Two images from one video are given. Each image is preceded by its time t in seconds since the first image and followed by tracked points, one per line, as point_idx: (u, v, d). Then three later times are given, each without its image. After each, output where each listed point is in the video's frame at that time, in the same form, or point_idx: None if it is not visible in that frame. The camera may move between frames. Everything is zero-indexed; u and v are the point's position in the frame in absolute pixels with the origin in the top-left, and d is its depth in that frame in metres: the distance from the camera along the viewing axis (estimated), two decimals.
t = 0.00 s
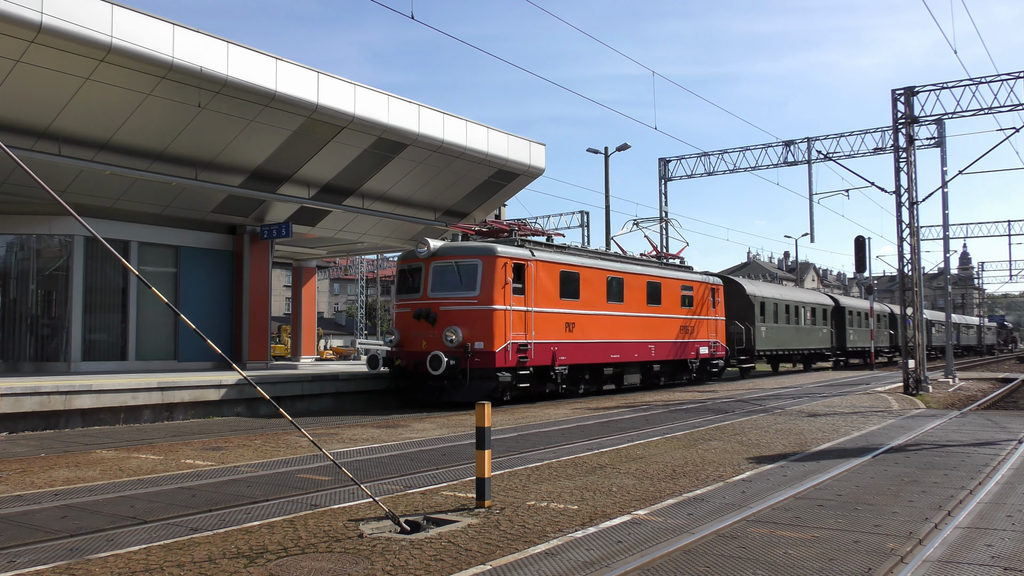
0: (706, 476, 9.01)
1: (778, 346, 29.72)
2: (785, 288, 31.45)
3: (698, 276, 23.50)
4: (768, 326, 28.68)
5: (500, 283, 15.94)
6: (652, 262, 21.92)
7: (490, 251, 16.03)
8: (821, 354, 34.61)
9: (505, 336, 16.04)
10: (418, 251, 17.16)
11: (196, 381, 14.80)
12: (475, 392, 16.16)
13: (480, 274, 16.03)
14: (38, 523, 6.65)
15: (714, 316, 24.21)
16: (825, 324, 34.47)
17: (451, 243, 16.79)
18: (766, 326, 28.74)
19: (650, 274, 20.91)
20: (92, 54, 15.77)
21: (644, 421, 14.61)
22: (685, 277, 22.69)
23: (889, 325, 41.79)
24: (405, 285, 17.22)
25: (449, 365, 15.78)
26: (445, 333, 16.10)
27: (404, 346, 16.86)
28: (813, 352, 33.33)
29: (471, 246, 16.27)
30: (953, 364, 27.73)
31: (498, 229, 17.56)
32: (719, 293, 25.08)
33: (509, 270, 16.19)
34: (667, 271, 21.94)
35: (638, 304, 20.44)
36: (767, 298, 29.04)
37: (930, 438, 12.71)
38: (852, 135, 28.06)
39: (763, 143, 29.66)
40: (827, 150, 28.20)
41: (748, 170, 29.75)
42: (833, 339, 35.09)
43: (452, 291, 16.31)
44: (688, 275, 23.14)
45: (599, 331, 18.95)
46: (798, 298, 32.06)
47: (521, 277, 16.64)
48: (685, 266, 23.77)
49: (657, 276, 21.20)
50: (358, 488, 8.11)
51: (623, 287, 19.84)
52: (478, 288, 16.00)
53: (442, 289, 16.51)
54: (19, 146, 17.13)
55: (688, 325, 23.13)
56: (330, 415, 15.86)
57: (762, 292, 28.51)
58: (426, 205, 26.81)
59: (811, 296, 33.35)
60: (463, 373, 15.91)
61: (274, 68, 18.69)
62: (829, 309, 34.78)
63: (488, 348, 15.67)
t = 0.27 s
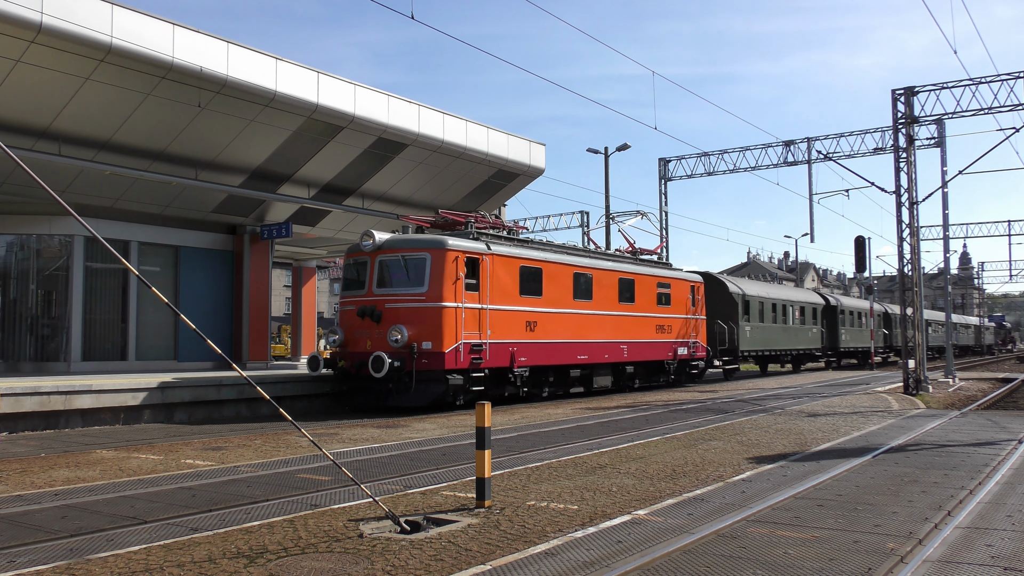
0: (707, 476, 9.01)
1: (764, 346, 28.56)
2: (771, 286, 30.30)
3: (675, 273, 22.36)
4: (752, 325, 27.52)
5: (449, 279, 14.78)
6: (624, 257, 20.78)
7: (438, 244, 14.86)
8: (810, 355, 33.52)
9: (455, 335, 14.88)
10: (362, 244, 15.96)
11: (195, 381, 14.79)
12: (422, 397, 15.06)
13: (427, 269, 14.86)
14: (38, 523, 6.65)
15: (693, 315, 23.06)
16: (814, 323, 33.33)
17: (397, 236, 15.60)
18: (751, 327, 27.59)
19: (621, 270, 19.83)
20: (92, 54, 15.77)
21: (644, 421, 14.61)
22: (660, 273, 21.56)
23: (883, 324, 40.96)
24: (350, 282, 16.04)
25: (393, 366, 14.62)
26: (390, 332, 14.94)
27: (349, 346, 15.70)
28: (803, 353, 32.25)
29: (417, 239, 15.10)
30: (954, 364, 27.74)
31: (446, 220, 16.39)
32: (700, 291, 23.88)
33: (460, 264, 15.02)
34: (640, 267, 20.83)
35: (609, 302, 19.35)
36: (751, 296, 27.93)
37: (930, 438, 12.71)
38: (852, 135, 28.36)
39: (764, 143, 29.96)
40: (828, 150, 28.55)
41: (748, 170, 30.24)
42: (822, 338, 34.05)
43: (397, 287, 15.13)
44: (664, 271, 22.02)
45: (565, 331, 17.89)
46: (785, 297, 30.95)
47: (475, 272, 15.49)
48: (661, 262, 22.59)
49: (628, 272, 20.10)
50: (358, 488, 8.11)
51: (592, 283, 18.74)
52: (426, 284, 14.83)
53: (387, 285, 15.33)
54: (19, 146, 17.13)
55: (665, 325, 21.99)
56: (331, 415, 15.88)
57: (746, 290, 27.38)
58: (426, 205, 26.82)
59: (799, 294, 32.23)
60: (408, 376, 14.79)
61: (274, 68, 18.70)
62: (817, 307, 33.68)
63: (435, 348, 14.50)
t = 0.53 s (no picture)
0: (706, 476, 9.00)
1: (744, 346, 27.64)
2: (753, 283, 29.38)
3: (645, 268, 21.30)
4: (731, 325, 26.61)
5: (380, 273, 13.69)
6: (589, 252, 19.73)
7: (368, 235, 13.77)
8: (798, 356, 32.61)
9: (387, 335, 13.80)
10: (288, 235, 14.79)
11: (195, 380, 14.80)
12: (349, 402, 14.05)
13: (356, 262, 13.77)
14: (38, 523, 6.65)
15: (665, 315, 22.10)
16: (801, 321, 32.39)
17: (325, 226, 14.46)
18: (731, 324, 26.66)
19: (583, 265, 18.83)
20: (92, 54, 15.77)
21: (644, 420, 14.61)
22: (628, 269, 20.53)
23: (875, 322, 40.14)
24: (276, 275, 14.88)
25: (318, 369, 13.56)
26: (314, 331, 13.82)
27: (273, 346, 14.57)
28: (790, 353, 31.37)
29: (347, 229, 13.99)
30: (954, 364, 27.72)
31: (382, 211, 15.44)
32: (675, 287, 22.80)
33: (393, 257, 13.93)
34: (606, 262, 19.83)
35: (569, 300, 18.36)
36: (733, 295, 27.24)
37: (930, 439, 12.70)
38: (852, 135, 27.05)
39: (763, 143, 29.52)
40: (828, 151, 27.31)
41: (748, 170, 28.95)
42: (810, 338, 33.12)
43: (324, 282, 14.01)
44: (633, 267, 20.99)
45: (519, 331, 16.92)
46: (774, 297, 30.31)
47: (412, 266, 14.40)
48: (632, 257, 21.51)
49: (591, 268, 19.10)
50: (358, 487, 8.11)
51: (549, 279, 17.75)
52: (355, 279, 13.73)
53: (313, 279, 14.20)
54: (20, 146, 17.13)
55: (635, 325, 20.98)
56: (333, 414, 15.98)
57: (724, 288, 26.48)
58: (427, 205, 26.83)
59: (784, 292, 31.29)
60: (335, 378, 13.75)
61: (274, 68, 18.69)
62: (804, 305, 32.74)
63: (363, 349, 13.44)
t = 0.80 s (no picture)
0: (707, 476, 9.01)
1: (725, 347, 26.40)
2: (735, 281, 28.15)
3: (613, 264, 19.94)
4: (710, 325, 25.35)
5: (293, 266, 12.24)
6: (549, 246, 18.31)
7: (281, 224, 12.34)
8: (784, 357, 31.50)
9: (304, 335, 12.32)
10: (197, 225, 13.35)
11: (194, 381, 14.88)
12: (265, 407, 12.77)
13: (268, 254, 12.32)
14: (38, 523, 6.65)
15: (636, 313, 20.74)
16: (787, 321, 31.21)
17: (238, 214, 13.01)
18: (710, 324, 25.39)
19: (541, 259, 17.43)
20: (92, 54, 15.76)
21: (644, 421, 14.61)
22: (594, 264, 19.12)
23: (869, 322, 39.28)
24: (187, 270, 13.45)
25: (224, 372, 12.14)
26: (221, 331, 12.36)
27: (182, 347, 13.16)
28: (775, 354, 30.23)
29: (259, 217, 12.55)
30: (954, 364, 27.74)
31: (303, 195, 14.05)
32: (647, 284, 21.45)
33: (310, 247, 12.49)
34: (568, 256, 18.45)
35: (525, 297, 16.93)
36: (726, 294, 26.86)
37: (930, 438, 12.71)
38: (852, 135, 27.76)
39: (763, 143, 29.63)
40: (827, 151, 27.95)
41: (748, 169, 29.67)
42: (796, 339, 32.01)
43: (233, 277, 12.56)
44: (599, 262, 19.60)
45: (464, 330, 15.44)
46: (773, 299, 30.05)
47: (335, 257, 12.94)
48: (600, 252, 20.15)
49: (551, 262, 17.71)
50: (358, 488, 8.11)
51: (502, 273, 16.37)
52: (267, 271, 12.26)
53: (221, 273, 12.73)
54: (20, 146, 17.12)
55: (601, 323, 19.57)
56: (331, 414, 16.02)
57: (703, 285, 25.25)
58: (427, 205, 26.84)
59: (768, 290, 30.12)
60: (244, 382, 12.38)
61: (274, 67, 18.69)
62: (790, 305, 31.57)
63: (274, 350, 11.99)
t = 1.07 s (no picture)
0: (706, 476, 9.01)
1: (705, 348, 25.25)
2: (716, 279, 26.98)
3: (579, 260, 18.88)
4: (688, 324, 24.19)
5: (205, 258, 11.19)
6: (508, 239, 17.18)
7: (193, 211, 11.30)
8: (771, 357, 30.44)
9: (218, 334, 11.27)
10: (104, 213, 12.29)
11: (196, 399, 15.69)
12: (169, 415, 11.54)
13: (177, 245, 11.27)
14: (38, 522, 6.65)
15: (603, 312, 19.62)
16: (772, 320, 30.07)
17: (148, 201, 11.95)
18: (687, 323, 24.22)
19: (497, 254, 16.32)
20: (92, 54, 15.76)
21: (644, 420, 14.62)
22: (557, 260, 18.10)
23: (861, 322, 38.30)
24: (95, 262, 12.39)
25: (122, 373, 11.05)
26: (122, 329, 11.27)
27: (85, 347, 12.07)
28: (760, 355, 29.08)
29: (170, 204, 11.50)
30: (954, 364, 27.73)
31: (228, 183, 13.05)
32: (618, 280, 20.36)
33: (226, 238, 11.44)
34: (529, 251, 17.37)
35: (478, 295, 15.85)
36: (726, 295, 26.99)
37: (930, 439, 12.70)
38: (852, 135, 27.35)
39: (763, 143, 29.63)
40: (827, 151, 27.55)
41: (748, 170, 29.41)
42: (783, 338, 30.94)
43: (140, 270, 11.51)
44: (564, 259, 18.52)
45: (409, 328, 14.37)
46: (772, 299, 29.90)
47: (256, 250, 11.91)
48: (566, 247, 19.07)
49: (507, 257, 16.61)
50: (358, 488, 8.11)
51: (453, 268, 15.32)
52: (176, 263, 11.23)
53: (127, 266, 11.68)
54: (20, 146, 17.13)
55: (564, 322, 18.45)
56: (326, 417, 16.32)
57: (680, 283, 24.10)
58: (427, 205, 26.86)
59: (752, 288, 28.96)
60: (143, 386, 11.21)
61: (274, 68, 18.69)
62: (776, 303, 30.43)
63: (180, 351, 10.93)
